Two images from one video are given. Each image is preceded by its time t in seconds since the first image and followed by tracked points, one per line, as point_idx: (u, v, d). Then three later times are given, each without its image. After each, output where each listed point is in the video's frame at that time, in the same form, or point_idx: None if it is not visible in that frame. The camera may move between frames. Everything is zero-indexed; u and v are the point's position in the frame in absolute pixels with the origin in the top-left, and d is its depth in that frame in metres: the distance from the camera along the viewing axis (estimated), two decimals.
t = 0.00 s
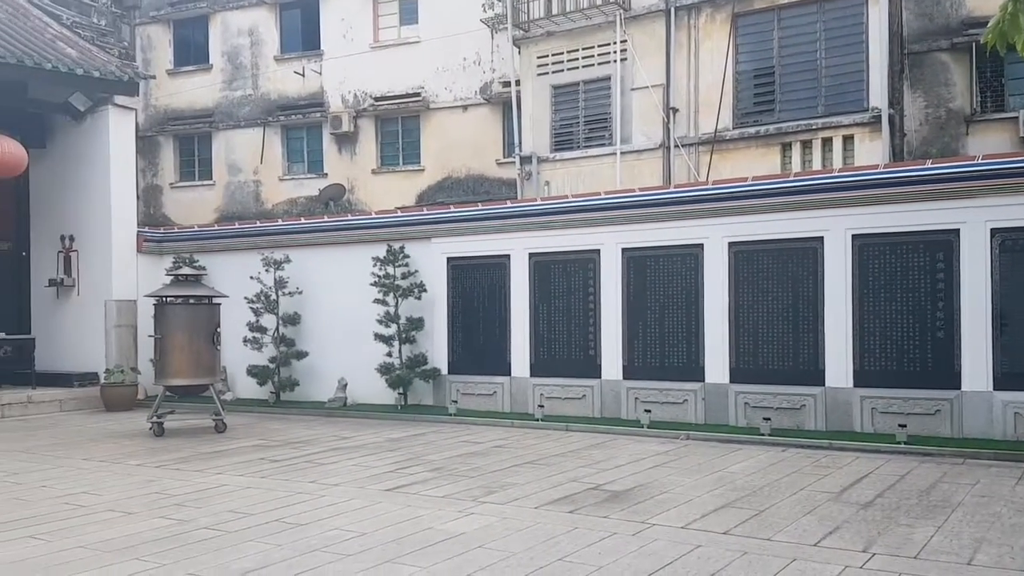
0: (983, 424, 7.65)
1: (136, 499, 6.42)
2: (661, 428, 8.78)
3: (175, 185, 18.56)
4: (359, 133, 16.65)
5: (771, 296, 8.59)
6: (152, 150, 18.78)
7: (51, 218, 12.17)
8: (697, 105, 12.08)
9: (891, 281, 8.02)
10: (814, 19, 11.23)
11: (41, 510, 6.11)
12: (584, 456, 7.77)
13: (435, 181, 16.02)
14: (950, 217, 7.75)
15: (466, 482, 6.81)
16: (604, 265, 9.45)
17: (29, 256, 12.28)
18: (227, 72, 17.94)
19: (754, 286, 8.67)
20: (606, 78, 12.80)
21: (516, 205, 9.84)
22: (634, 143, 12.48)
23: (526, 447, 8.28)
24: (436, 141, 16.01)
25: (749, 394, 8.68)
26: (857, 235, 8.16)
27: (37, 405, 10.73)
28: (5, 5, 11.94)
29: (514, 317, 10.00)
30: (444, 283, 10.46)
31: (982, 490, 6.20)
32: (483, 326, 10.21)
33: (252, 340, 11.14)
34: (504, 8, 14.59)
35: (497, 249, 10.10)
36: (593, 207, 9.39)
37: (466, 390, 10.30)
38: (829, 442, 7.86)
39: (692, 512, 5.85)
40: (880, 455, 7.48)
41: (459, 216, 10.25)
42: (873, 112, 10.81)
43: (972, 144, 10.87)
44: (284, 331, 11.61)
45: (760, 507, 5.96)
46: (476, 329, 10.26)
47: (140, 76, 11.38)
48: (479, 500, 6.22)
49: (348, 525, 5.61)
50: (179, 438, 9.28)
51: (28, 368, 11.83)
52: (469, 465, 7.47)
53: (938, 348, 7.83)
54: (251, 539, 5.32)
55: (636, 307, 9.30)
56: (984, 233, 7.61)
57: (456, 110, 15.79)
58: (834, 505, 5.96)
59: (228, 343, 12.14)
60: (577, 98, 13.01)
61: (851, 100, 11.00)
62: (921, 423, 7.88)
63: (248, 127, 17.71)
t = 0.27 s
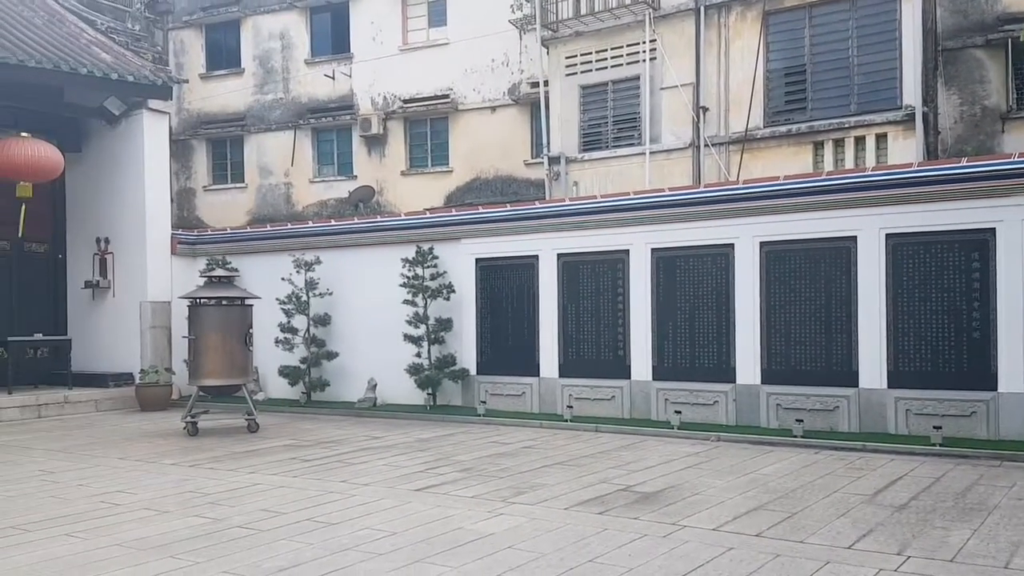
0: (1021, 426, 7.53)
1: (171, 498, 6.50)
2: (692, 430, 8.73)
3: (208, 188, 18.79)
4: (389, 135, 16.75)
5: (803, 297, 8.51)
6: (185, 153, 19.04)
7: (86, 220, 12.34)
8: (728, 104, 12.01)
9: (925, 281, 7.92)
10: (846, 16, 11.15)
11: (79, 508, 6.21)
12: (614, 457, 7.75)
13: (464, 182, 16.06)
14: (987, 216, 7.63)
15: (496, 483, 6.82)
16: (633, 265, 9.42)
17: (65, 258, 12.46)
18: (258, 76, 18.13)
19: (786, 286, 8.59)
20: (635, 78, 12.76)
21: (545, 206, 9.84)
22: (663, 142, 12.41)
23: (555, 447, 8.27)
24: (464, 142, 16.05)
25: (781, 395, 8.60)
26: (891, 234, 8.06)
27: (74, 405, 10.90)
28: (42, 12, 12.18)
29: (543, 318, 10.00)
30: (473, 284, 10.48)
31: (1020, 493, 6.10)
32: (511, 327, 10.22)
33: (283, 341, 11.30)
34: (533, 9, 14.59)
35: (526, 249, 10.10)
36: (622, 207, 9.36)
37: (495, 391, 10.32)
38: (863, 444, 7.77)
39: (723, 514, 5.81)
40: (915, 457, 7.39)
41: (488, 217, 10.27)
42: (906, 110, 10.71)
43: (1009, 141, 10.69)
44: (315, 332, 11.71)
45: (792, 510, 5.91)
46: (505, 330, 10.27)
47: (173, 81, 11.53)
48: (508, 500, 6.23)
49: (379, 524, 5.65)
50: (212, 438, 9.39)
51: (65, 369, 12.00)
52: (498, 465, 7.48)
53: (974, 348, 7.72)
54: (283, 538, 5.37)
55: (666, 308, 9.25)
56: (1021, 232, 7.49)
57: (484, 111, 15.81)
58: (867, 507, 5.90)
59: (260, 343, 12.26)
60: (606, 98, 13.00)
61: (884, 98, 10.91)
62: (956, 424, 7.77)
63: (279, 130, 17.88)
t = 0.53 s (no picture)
0: None
1: (207, 496, 6.59)
2: (724, 430, 8.67)
3: (241, 191, 19.02)
4: (418, 136, 16.83)
5: (838, 296, 8.42)
6: (219, 157, 19.29)
7: (123, 222, 12.53)
8: (760, 101, 11.94)
9: (962, 279, 7.82)
10: (878, 12, 11.09)
11: (117, 506, 6.32)
12: (646, 458, 7.72)
13: (493, 182, 16.09)
14: None
15: (527, 483, 6.82)
16: (664, 265, 9.37)
17: (102, 260, 12.66)
18: (291, 80, 18.31)
19: (820, 285, 8.51)
20: (665, 76, 12.72)
21: (574, 205, 9.83)
22: (694, 141, 12.36)
23: (586, 448, 8.26)
24: (493, 143, 16.08)
25: (816, 396, 8.52)
26: (927, 232, 7.96)
27: (111, 405, 11.07)
28: (79, 18, 12.43)
29: (573, 318, 9.98)
30: (503, 284, 10.49)
31: None
32: (541, 327, 10.22)
33: (315, 341, 11.40)
34: (562, 9, 14.58)
35: (556, 249, 10.09)
36: (652, 206, 9.33)
37: (525, 391, 10.32)
38: (899, 445, 7.67)
39: (757, 515, 5.77)
40: (952, 458, 7.29)
41: (518, 217, 10.28)
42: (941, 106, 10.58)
43: None
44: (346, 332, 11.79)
45: (827, 511, 5.85)
46: (535, 330, 10.27)
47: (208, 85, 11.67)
48: (540, 500, 6.23)
49: (412, 523, 5.68)
50: (247, 437, 9.50)
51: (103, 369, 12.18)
52: (529, 465, 7.49)
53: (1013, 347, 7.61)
54: (317, 537, 5.41)
55: (698, 307, 9.20)
56: None
57: (513, 111, 15.83)
58: (904, 509, 5.83)
59: (293, 344, 12.38)
60: (636, 97, 12.99)
61: (918, 96, 10.81)
62: (995, 425, 7.67)
63: (311, 132, 18.05)
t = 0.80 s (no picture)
0: None
1: (246, 495, 6.67)
2: (762, 431, 8.60)
3: (278, 194, 19.23)
4: (452, 138, 16.89)
5: (877, 295, 8.31)
6: (257, 161, 19.53)
7: (162, 226, 12.73)
8: (797, 97, 11.96)
9: (1007, 278, 7.68)
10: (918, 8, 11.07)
11: (159, 505, 6.42)
12: (682, 459, 7.68)
13: (526, 183, 16.11)
14: None
15: (562, 484, 6.81)
16: (699, 264, 9.31)
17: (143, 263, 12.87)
18: (326, 84, 18.49)
19: (859, 285, 8.40)
20: (700, 75, 12.66)
21: (609, 205, 9.82)
22: (730, 139, 12.36)
23: (621, 449, 8.23)
24: (527, 143, 16.09)
25: (855, 396, 8.41)
26: (970, 230, 7.83)
27: (152, 405, 11.25)
28: (120, 26, 12.70)
29: (608, 319, 9.95)
30: (536, 285, 10.46)
31: None
32: (575, 328, 10.20)
33: (351, 342, 11.51)
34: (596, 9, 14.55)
35: (590, 249, 10.07)
36: (688, 205, 9.29)
37: (558, 392, 10.28)
38: (941, 446, 7.54)
39: (796, 517, 5.71)
40: (997, 460, 7.16)
41: (552, 218, 10.29)
42: (983, 102, 10.54)
43: None
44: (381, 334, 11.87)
45: (868, 513, 5.77)
46: (569, 331, 10.24)
47: (244, 89, 11.87)
48: (575, 502, 6.22)
49: (448, 523, 5.70)
50: (284, 437, 9.60)
51: (144, 370, 12.37)
52: (564, 466, 7.48)
53: None
54: (354, 536, 5.45)
55: (734, 307, 9.12)
56: None
57: (547, 112, 15.83)
58: (947, 511, 5.73)
59: (329, 345, 12.48)
60: (671, 95, 12.93)
61: (959, 92, 10.79)
62: None
63: (346, 136, 18.20)
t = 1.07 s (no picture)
0: None
1: (286, 497, 6.74)
2: (802, 435, 8.50)
3: (315, 199, 19.43)
4: (486, 141, 16.94)
5: (920, 297, 8.18)
6: (293, 167, 19.66)
7: (202, 231, 12.92)
8: (836, 96, 11.85)
9: None
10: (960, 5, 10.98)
11: (201, 506, 6.51)
12: (721, 463, 7.61)
13: (561, 186, 16.09)
14: None
15: (599, 487, 6.79)
16: (737, 266, 9.23)
17: (184, 268, 13.06)
18: (362, 90, 18.64)
19: (901, 286, 8.28)
20: (737, 74, 12.62)
21: (644, 207, 9.77)
22: (768, 138, 12.28)
23: (659, 452, 8.19)
24: (561, 146, 16.08)
25: (897, 399, 8.28)
26: (1015, 230, 7.70)
27: (193, 407, 11.42)
28: (161, 35, 12.93)
29: (644, 321, 9.90)
30: (570, 287, 10.44)
31: None
32: (610, 330, 10.16)
33: (387, 345, 11.57)
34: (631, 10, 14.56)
35: (626, 251, 10.02)
36: (725, 206, 9.21)
37: (594, 395, 10.26)
38: (986, 450, 7.41)
39: (837, 522, 5.63)
40: None
41: (587, 220, 10.25)
42: None
43: None
44: (417, 337, 11.94)
45: (911, 518, 5.68)
46: (605, 333, 10.20)
47: (282, 96, 12.01)
48: (612, 505, 6.20)
49: (485, 526, 5.71)
50: (322, 439, 9.69)
51: (186, 373, 12.55)
52: (601, 470, 7.45)
53: None
54: (392, 538, 5.49)
55: (773, 309, 9.03)
56: None
57: (582, 114, 15.80)
58: (993, 516, 5.62)
59: (365, 348, 12.57)
60: (707, 95, 12.88)
61: (1002, 89, 10.67)
62: None
63: (382, 140, 18.33)
